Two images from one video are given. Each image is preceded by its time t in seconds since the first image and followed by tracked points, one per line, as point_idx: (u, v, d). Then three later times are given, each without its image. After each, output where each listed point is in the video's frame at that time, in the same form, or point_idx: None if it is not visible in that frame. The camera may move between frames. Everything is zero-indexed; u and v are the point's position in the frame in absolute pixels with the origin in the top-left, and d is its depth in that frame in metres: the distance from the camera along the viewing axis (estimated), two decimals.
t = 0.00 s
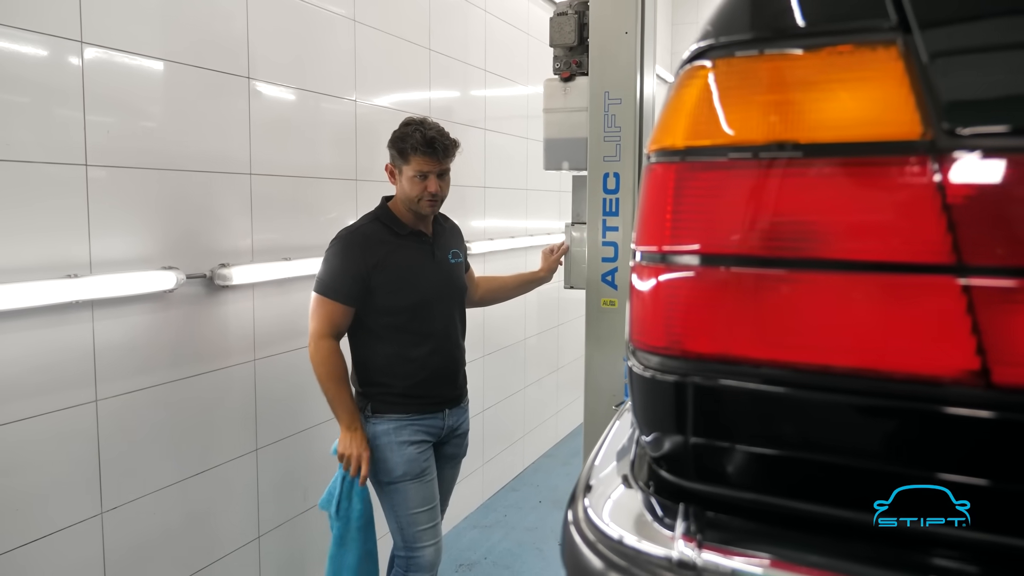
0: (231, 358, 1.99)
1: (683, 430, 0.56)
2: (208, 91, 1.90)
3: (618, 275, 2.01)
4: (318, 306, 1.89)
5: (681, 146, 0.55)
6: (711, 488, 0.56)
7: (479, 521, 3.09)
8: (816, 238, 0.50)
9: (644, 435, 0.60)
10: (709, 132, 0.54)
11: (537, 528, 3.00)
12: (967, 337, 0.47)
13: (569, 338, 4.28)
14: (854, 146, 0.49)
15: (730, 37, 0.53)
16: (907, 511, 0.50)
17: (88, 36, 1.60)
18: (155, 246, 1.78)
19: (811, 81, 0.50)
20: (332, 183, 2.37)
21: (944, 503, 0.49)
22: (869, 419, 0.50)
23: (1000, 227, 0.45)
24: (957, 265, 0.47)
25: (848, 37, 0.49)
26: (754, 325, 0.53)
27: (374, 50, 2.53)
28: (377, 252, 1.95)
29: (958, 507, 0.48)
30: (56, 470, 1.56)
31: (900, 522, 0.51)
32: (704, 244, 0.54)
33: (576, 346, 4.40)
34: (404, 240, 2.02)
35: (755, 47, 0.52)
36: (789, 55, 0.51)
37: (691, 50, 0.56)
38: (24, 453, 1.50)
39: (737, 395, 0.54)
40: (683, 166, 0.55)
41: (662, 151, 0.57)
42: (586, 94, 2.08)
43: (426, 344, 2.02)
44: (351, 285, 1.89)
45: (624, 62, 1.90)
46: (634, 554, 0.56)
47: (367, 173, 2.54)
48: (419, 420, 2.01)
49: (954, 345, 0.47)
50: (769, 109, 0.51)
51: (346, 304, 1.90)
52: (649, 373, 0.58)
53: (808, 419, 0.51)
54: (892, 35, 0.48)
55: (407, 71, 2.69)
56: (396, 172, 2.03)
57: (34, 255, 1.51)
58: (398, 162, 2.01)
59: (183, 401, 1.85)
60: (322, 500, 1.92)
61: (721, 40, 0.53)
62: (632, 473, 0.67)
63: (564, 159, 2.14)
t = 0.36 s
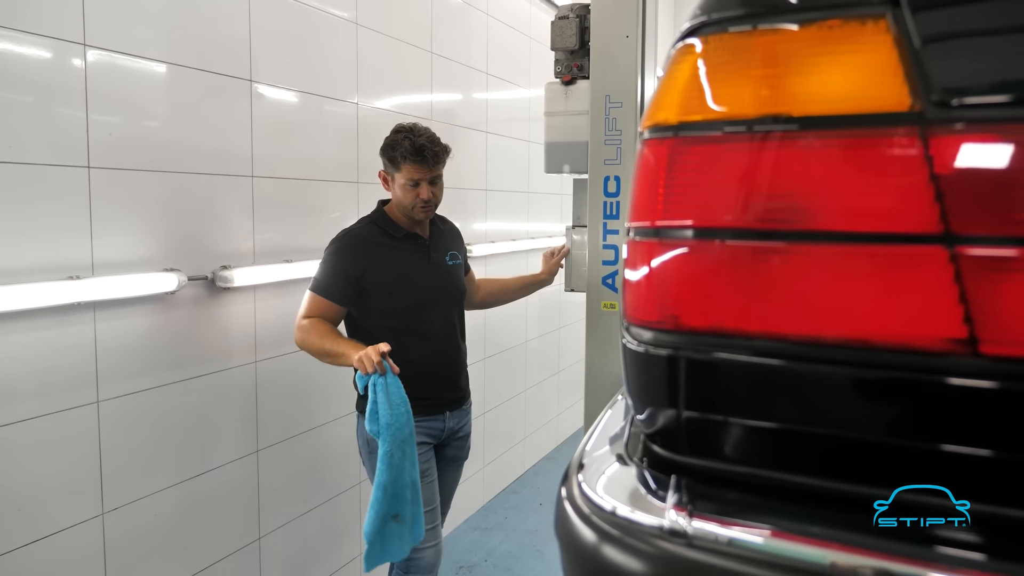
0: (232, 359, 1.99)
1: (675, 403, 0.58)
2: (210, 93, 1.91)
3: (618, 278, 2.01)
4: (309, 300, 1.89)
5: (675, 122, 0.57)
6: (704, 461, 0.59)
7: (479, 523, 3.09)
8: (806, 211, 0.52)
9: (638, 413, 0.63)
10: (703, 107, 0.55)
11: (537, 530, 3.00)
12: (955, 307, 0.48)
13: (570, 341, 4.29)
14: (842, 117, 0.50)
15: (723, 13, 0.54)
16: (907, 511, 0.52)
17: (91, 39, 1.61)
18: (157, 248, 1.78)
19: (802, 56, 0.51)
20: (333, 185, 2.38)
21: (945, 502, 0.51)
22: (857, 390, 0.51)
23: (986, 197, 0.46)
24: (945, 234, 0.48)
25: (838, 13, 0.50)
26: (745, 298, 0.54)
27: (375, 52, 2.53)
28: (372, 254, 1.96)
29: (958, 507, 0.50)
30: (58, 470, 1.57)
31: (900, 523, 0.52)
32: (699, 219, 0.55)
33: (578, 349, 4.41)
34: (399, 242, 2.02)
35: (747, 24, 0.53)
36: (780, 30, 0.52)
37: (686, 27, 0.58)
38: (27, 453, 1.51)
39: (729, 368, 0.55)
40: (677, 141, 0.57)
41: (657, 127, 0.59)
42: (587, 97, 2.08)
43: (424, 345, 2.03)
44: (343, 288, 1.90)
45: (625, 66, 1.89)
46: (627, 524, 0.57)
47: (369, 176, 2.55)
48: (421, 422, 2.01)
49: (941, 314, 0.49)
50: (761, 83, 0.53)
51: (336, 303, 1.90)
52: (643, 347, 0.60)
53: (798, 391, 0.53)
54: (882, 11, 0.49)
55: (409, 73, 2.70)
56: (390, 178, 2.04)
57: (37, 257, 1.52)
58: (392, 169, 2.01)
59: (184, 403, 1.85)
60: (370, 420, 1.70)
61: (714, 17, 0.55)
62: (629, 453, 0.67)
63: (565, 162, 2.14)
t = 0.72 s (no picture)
0: (233, 360, 2.00)
1: (669, 373, 0.61)
2: (211, 94, 1.91)
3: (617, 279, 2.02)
4: (301, 293, 1.87)
5: (670, 94, 0.60)
6: (699, 432, 0.61)
7: (479, 524, 3.09)
8: (799, 182, 0.54)
9: (633, 387, 0.66)
10: (697, 77, 0.58)
11: (537, 531, 3.01)
12: (944, 272, 0.50)
13: (570, 342, 4.29)
14: (832, 84, 0.53)
15: None
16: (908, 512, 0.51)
17: (93, 41, 1.62)
18: (158, 248, 1.79)
19: (794, 28, 0.54)
20: (334, 186, 2.38)
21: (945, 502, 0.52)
22: (850, 354, 0.53)
23: (974, 164, 0.48)
24: (935, 200, 0.50)
25: None
26: (739, 267, 0.57)
27: (376, 54, 2.53)
28: (376, 252, 1.96)
29: (958, 506, 0.52)
30: (59, 469, 1.58)
31: (901, 522, 0.50)
32: (695, 189, 0.58)
33: (578, 350, 4.41)
34: (403, 241, 2.02)
35: None
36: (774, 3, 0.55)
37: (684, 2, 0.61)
38: (29, 452, 1.52)
39: (724, 337, 0.57)
40: (670, 112, 0.60)
41: (652, 98, 0.62)
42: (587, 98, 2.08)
43: (425, 345, 2.03)
44: (346, 285, 1.89)
45: (625, 68, 1.88)
46: (622, 491, 0.61)
47: (370, 178, 2.55)
48: (420, 422, 2.02)
49: (930, 279, 0.51)
50: (754, 54, 0.55)
51: (335, 295, 1.89)
52: (638, 319, 0.63)
53: (791, 358, 0.55)
54: None
55: (409, 75, 2.70)
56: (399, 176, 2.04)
57: (38, 257, 1.52)
58: (402, 166, 2.01)
59: (184, 403, 1.86)
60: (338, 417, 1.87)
61: None
62: (624, 428, 0.71)
63: (564, 163, 2.15)
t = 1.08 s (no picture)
0: (231, 360, 2.00)
1: (662, 344, 0.58)
2: (209, 94, 1.91)
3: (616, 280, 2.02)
4: (299, 287, 1.88)
5: (661, 65, 0.57)
6: (693, 402, 0.58)
7: (479, 524, 3.09)
8: (791, 146, 0.51)
9: (628, 360, 0.62)
10: (688, 48, 0.55)
11: (536, 531, 3.01)
12: (935, 236, 0.47)
13: (570, 342, 4.30)
14: (821, 53, 0.50)
15: None
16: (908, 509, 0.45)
17: (90, 42, 1.62)
18: (157, 249, 1.79)
19: None
20: (333, 187, 2.38)
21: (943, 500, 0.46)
22: (851, 322, 0.50)
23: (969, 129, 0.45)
24: (926, 161, 0.47)
25: None
26: (732, 235, 0.53)
27: (375, 55, 2.54)
28: (375, 251, 1.96)
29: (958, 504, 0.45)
30: (59, 470, 1.58)
31: (900, 523, 0.45)
32: (685, 157, 0.55)
33: (578, 350, 4.41)
34: (403, 241, 2.02)
35: None
36: None
37: None
38: (27, 453, 1.52)
39: (717, 306, 0.54)
40: (661, 82, 0.57)
41: (643, 71, 0.59)
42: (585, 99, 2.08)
43: (422, 345, 2.03)
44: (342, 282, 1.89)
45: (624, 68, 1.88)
46: (615, 457, 0.57)
47: (369, 178, 2.56)
48: (413, 422, 2.03)
49: (923, 243, 0.48)
50: (745, 21, 0.52)
51: (330, 292, 1.89)
52: (633, 290, 0.60)
53: (785, 325, 0.52)
54: None
55: (408, 76, 2.71)
56: (404, 177, 2.04)
57: (36, 258, 1.53)
58: (407, 167, 2.01)
59: (183, 403, 1.86)
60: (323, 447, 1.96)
61: None
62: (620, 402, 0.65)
63: (563, 163, 2.16)
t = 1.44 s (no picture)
0: (227, 359, 2.00)
1: (657, 310, 0.58)
2: (205, 92, 1.91)
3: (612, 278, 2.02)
4: (296, 286, 1.87)
5: (657, 32, 0.58)
6: (688, 369, 0.58)
7: (475, 522, 3.09)
8: (785, 111, 0.51)
9: (625, 333, 0.63)
10: (683, 15, 0.56)
11: (532, 529, 3.01)
12: (929, 197, 0.48)
13: (566, 341, 4.30)
14: (817, 16, 0.50)
15: None
16: (907, 510, 0.44)
17: (85, 40, 1.61)
18: (152, 248, 1.79)
19: None
20: (329, 186, 2.38)
21: (943, 502, 0.43)
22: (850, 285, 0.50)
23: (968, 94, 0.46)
24: (919, 125, 0.48)
25: None
26: (728, 203, 0.54)
27: (371, 53, 2.54)
28: (372, 251, 1.96)
29: (958, 507, 0.43)
30: (53, 469, 1.57)
31: (900, 523, 0.44)
32: (682, 126, 0.55)
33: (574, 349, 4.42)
34: (399, 241, 2.02)
35: None
36: None
37: None
38: (23, 453, 1.51)
39: (713, 273, 0.54)
40: (656, 51, 0.58)
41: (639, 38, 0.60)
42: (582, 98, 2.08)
43: (419, 345, 2.04)
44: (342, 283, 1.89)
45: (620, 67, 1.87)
46: (610, 422, 0.57)
47: (365, 177, 2.56)
48: (409, 421, 2.03)
49: (919, 207, 0.48)
50: None
51: (331, 292, 1.89)
52: (627, 258, 0.60)
53: (782, 288, 0.52)
54: None
55: (404, 75, 2.71)
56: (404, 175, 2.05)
57: (31, 257, 1.52)
58: (408, 165, 2.02)
59: (180, 402, 1.86)
60: (322, 457, 1.95)
61: None
62: (613, 372, 0.68)
63: (559, 161, 2.15)
